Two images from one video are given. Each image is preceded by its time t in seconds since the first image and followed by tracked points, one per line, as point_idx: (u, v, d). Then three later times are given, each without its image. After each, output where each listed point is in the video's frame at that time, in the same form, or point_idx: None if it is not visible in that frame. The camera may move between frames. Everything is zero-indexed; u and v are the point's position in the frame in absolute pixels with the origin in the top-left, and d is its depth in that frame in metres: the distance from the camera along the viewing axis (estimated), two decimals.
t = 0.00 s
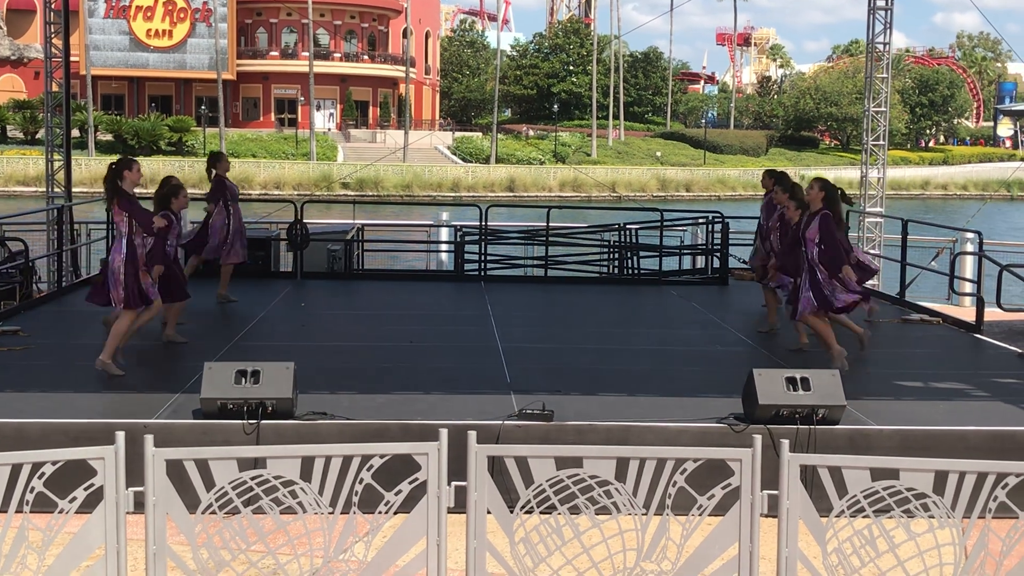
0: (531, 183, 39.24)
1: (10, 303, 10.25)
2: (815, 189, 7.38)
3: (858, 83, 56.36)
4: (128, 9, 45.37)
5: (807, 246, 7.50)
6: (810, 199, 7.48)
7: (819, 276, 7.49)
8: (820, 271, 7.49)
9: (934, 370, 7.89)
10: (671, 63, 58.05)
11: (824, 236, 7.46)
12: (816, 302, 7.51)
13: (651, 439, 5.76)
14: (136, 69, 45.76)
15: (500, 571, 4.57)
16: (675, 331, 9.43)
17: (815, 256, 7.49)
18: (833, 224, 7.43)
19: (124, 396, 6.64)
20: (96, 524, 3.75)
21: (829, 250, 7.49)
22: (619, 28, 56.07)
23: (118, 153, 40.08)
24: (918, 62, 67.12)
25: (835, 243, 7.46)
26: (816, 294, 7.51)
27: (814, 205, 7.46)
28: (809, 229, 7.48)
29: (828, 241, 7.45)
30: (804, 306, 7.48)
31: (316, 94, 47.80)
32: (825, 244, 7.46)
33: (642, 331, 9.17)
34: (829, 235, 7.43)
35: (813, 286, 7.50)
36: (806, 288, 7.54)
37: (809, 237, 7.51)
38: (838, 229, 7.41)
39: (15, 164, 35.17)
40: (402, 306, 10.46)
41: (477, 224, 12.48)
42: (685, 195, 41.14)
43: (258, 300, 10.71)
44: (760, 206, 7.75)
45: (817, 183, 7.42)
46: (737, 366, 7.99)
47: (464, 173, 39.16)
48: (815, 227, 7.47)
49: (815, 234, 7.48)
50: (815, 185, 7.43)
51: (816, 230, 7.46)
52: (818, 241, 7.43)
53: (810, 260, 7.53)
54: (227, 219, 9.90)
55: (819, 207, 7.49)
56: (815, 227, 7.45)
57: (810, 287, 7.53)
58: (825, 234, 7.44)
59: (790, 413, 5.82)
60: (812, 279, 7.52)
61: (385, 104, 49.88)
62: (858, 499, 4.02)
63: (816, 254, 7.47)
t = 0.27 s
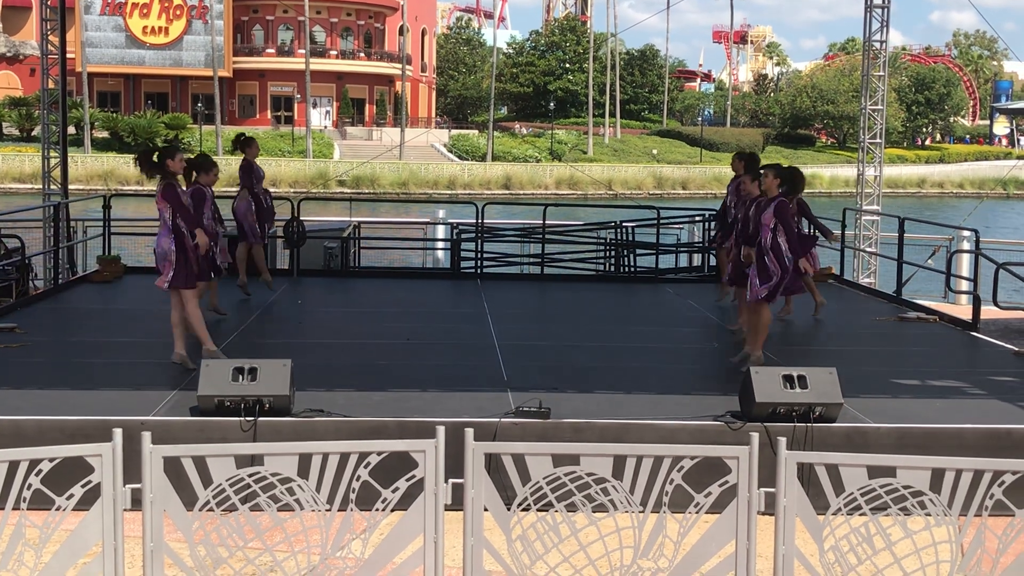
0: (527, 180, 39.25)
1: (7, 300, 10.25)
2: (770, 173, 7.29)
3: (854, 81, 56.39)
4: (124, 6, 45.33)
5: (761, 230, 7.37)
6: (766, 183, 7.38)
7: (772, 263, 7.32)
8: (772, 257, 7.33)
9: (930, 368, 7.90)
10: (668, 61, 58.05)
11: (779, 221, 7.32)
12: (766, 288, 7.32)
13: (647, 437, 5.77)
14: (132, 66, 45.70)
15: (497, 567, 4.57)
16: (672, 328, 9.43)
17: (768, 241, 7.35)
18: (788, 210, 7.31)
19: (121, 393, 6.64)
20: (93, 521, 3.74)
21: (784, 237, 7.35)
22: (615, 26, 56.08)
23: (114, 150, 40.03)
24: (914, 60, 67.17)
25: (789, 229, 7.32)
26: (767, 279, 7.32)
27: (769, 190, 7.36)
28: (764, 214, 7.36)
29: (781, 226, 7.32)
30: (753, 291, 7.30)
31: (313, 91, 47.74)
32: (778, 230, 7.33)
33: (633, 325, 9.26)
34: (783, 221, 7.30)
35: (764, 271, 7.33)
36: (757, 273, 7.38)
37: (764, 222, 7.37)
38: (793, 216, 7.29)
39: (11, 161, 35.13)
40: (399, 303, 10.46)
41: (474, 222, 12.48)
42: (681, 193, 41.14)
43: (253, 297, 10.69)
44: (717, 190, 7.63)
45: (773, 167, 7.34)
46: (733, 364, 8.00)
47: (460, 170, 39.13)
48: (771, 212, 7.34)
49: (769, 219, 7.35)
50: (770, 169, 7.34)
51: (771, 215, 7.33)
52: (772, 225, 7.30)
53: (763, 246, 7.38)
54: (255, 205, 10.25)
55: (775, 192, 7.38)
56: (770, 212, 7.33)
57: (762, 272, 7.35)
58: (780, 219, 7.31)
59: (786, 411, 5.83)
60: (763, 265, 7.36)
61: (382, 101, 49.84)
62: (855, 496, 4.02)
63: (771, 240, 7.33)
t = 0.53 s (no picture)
0: (532, 177, 39.24)
1: (13, 295, 10.27)
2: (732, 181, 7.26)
3: (860, 79, 56.29)
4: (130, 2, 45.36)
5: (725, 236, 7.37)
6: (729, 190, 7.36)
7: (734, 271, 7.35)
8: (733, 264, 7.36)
9: (936, 365, 7.89)
10: (674, 58, 57.98)
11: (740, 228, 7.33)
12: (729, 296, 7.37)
13: (653, 433, 5.77)
14: (137, 62, 45.71)
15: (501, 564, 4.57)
16: (677, 325, 9.43)
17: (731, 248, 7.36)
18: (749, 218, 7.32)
19: (128, 388, 6.66)
20: (99, 516, 3.75)
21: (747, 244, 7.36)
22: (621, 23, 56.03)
23: (120, 145, 40.06)
24: (920, 58, 67.03)
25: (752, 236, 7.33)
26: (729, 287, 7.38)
27: (732, 196, 7.35)
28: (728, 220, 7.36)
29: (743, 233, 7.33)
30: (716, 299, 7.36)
31: (319, 88, 47.71)
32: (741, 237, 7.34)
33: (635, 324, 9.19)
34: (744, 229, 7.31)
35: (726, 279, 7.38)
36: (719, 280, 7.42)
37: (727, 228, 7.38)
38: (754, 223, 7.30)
39: (17, 157, 35.16)
40: (404, 300, 10.47)
41: (479, 218, 12.47)
42: (687, 190, 41.08)
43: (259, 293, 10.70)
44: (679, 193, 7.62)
45: (736, 174, 7.30)
46: (738, 361, 7.99)
47: (465, 167, 39.11)
48: (733, 219, 7.35)
49: (733, 225, 7.35)
50: (734, 176, 7.30)
51: (733, 224, 7.33)
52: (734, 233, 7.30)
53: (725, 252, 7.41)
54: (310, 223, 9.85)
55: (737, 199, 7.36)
56: (732, 220, 7.33)
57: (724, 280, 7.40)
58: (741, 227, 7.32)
59: (792, 408, 5.84)
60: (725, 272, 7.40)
61: (387, 97, 49.81)
62: (860, 493, 4.02)
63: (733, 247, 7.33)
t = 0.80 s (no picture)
0: (546, 174, 39.24)
1: (28, 290, 10.32)
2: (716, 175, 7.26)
3: (876, 77, 56.11)
4: None
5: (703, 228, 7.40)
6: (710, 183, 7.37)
7: (709, 264, 7.41)
8: (708, 258, 7.41)
9: (951, 364, 7.85)
10: (688, 55, 57.87)
11: (721, 222, 7.37)
12: (698, 289, 7.44)
13: (667, 433, 5.76)
14: (152, 58, 45.82)
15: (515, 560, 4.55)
16: (690, 324, 9.40)
17: (706, 242, 7.40)
18: (732, 213, 7.35)
19: (143, 383, 6.68)
20: (114, 512, 3.76)
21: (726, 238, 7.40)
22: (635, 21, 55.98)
23: (135, 142, 40.18)
24: (936, 57, 66.79)
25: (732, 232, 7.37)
26: (701, 280, 7.43)
27: (713, 190, 7.36)
28: (707, 215, 7.39)
29: (722, 228, 7.36)
30: (686, 291, 7.43)
31: (333, 85, 47.79)
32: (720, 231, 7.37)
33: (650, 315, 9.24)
34: (725, 224, 7.34)
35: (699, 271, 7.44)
36: (690, 271, 7.48)
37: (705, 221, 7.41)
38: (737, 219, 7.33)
39: (33, 153, 35.32)
40: (418, 297, 10.47)
41: (493, 215, 12.47)
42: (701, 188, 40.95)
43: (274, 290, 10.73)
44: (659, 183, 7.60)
45: (719, 168, 7.30)
46: (750, 359, 7.98)
47: (479, 164, 39.12)
48: (714, 212, 7.37)
49: (712, 219, 7.38)
50: (716, 170, 7.31)
51: (713, 218, 7.37)
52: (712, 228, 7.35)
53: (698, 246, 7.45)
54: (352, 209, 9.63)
55: (717, 193, 7.39)
56: (713, 214, 7.35)
57: (696, 273, 7.45)
58: (722, 221, 7.35)
59: (807, 407, 5.82)
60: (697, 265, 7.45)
61: (402, 95, 49.83)
62: (875, 493, 4.01)
63: (708, 240, 7.38)
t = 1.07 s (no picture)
0: (563, 175, 39.23)
1: (49, 289, 10.38)
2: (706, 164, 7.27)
3: (895, 78, 55.85)
4: None
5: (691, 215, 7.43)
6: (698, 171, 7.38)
7: (693, 251, 7.46)
8: (694, 245, 7.45)
9: (971, 367, 7.81)
10: (707, 56, 57.72)
11: (710, 211, 7.40)
12: (680, 274, 7.49)
13: (685, 434, 5.74)
14: (171, 58, 46.00)
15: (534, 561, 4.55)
16: (709, 325, 9.38)
17: (693, 229, 7.45)
18: (722, 203, 7.38)
19: (162, 382, 6.71)
20: (133, 509, 3.78)
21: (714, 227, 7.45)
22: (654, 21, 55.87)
23: (154, 141, 40.39)
24: (956, 57, 66.40)
25: (721, 221, 7.42)
26: (685, 266, 7.48)
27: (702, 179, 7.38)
28: (696, 203, 7.41)
29: (711, 217, 7.41)
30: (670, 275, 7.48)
31: (351, 85, 47.88)
32: (708, 220, 7.42)
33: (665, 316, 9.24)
34: (714, 213, 7.38)
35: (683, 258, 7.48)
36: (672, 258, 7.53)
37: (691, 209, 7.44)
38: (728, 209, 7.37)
39: (53, 152, 35.54)
40: (435, 296, 10.48)
41: (510, 216, 12.46)
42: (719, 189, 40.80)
43: (293, 289, 10.76)
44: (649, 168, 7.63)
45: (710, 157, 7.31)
46: (768, 361, 7.95)
47: (497, 164, 39.14)
48: (703, 202, 7.40)
49: (702, 208, 7.40)
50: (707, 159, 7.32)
51: (702, 206, 7.39)
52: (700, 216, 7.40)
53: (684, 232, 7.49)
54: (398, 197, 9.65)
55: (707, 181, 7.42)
56: (702, 202, 7.38)
57: (678, 258, 7.50)
58: (712, 211, 7.39)
59: (826, 409, 5.79)
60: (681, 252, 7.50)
61: (420, 95, 49.90)
62: (894, 495, 3.98)
63: (697, 229, 7.42)
